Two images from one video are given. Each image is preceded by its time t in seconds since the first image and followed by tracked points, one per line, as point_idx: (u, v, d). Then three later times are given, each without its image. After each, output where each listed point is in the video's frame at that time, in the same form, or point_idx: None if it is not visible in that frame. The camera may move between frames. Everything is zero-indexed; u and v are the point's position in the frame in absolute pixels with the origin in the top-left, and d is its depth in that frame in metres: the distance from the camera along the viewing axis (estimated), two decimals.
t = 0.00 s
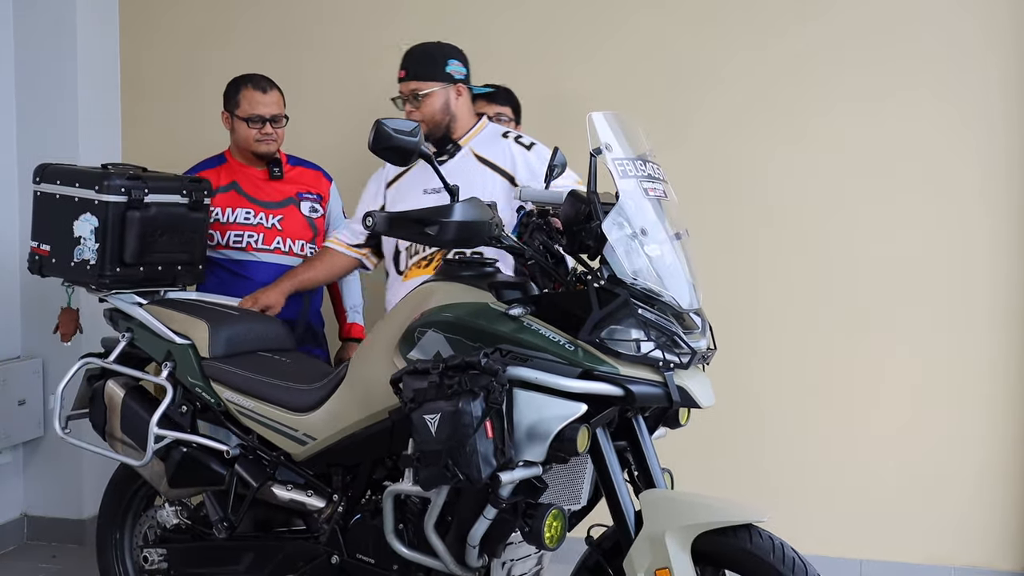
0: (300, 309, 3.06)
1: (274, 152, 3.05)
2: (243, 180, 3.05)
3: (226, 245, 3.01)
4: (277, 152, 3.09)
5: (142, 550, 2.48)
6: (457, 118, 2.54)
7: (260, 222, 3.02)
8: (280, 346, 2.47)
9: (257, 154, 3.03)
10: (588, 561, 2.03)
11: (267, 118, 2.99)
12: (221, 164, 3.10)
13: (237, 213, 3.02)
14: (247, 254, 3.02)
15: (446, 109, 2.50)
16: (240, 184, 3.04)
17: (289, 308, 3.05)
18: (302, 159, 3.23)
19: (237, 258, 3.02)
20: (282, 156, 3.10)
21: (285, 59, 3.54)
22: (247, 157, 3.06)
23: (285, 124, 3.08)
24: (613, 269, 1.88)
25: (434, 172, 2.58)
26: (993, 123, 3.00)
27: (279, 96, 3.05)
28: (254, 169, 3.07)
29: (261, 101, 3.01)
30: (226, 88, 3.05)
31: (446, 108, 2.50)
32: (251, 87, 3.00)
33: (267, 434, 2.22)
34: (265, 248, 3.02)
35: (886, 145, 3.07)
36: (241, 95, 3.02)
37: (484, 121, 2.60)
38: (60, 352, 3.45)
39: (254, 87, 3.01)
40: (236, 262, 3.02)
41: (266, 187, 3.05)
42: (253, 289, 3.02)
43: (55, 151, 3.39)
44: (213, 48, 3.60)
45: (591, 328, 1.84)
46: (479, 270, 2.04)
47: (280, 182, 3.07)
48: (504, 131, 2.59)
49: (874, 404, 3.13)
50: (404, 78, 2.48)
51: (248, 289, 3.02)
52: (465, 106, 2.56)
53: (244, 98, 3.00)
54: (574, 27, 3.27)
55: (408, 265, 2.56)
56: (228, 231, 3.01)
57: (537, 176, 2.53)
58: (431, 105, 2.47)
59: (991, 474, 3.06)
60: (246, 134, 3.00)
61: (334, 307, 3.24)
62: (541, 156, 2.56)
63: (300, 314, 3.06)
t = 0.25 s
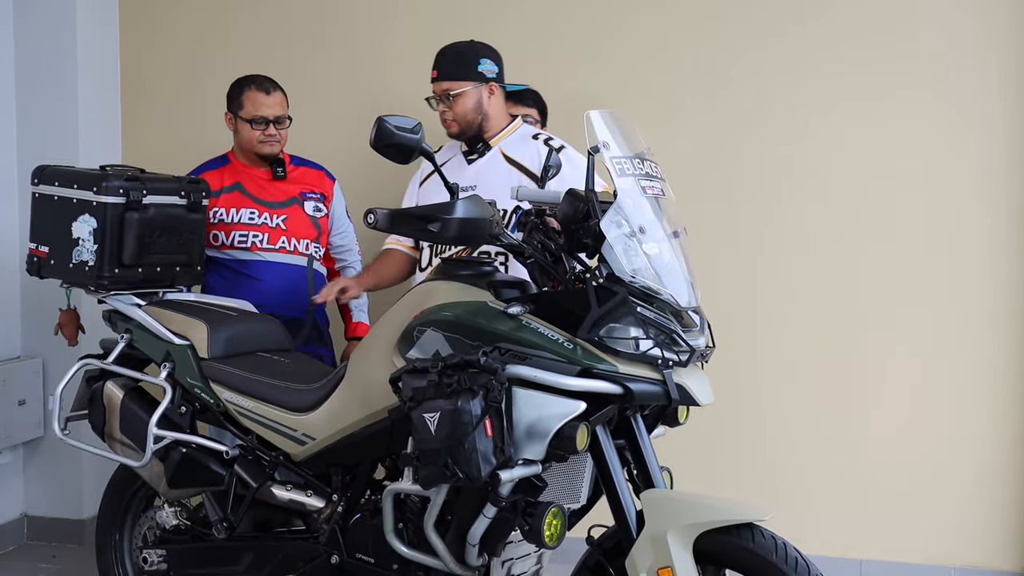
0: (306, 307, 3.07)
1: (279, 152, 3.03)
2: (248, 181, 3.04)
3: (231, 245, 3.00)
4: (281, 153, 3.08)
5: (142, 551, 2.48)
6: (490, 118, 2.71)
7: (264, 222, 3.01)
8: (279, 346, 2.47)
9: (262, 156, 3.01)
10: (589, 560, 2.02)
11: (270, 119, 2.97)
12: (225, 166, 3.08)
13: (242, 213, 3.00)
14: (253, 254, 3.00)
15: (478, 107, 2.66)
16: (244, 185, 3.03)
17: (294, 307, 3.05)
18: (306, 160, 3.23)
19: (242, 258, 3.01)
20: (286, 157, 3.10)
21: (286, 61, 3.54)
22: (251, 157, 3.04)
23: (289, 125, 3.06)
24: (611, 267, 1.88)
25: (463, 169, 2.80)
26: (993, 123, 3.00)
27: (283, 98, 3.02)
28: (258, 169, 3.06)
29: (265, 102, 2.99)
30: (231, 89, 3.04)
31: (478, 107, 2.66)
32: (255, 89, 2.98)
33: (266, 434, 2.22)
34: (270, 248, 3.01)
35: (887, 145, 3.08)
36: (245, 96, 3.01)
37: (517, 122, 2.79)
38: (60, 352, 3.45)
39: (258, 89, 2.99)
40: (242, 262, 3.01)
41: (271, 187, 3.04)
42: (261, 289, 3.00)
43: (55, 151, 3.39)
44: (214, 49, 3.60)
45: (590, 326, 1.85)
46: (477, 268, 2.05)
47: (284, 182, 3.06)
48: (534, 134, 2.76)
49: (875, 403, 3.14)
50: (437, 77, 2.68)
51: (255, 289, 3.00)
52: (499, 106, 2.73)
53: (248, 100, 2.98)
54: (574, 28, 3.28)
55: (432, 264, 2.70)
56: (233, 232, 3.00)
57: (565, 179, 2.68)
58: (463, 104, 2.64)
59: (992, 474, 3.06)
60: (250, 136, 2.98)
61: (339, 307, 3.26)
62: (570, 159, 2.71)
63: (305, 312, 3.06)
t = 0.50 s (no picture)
0: (311, 307, 3.06)
1: (283, 150, 3.02)
2: (252, 181, 3.03)
3: (235, 245, 3.00)
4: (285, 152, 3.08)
5: (142, 550, 2.48)
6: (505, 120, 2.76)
7: (269, 222, 3.00)
8: (280, 346, 2.47)
9: (266, 154, 3.01)
10: (589, 560, 2.02)
11: (274, 116, 2.97)
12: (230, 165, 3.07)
13: (246, 213, 2.99)
14: (257, 254, 3.00)
15: (494, 110, 2.72)
16: (249, 185, 3.02)
17: (300, 307, 3.04)
18: (310, 161, 3.24)
19: (246, 258, 3.00)
20: (289, 157, 3.10)
21: (285, 60, 3.54)
22: (255, 156, 3.05)
23: (292, 123, 3.06)
24: (613, 268, 1.88)
25: (479, 171, 2.82)
26: (993, 123, 3.00)
27: (285, 95, 3.03)
28: (261, 169, 3.05)
29: (267, 100, 2.99)
30: (233, 89, 3.05)
31: (493, 110, 2.72)
32: (258, 87, 2.99)
33: (267, 434, 2.21)
34: (274, 248, 3.00)
35: (888, 145, 3.08)
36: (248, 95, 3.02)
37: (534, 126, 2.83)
38: (60, 352, 3.44)
39: (260, 87, 3.00)
40: (246, 262, 3.01)
41: (275, 187, 3.04)
42: (265, 290, 2.99)
43: (55, 151, 3.39)
44: (214, 48, 3.60)
45: (592, 327, 1.84)
46: (478, 269, 2.04)
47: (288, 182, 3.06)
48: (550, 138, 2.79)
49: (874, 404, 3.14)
50: (453, 81, 2.75)
51: (258, 289, 2.99)
52: (514, 109, 2.78)
53: (251, 98, 2.99)
54: (574, 27, 3.28)
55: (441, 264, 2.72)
56: (237, 231, 2.99)
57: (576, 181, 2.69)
58: (479, 107, 2.70)
59: (992, 474, 3.06)
60: (254, 133, 2.98)
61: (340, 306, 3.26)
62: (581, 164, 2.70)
63: (311, 311, 3.06)
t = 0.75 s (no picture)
0: (315, 307, 3.06)
1: (287, 149, 3.03)
2: (256, 181, 3.03)
3: (240, 245, 2.99)
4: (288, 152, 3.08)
5: (142, 550, 2.48)
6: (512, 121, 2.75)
7: (273, 222, 3.00)
8: (279, 346, 2.47)
9: (271, 152, 3.02)
10: (589, 560, 2.02)
11: (278, 114, 2.98)
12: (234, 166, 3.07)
13: (251, 213, 3.00)
14: (262, 254, 3.00)
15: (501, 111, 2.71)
16: (253, 185, 3.02)
17: (303, 307, 3.04)
18: (313, 161, 3.24)
19: (251, 259, 3.00)
20: (293, 157, 3.09)
21: (285, 60, 3.54)
22: (260, 155, 3.05)
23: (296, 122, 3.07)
24: (612, 267, 1.88)
25: (489, 173, 2.81)
26: (992, 124, 3.00)
27: (289, 94, 3.04)
28: (265, 169, 3.06)
29: (271, 98, 3.00)
30: (236, 88, 3.06)
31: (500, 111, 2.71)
32: (261, 85, 3.00)
33: (266, 434, 2.22)
34: (279, 248, 3.00)
35: (888, 145, 3.08)
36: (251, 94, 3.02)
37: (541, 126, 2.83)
38: (60, 352, 3.45)
39: (264, 86, 3.01)
40: (250, 262, 3.00)
41: (279, 188, 3.04)
42: (268, 290, 3.00)
43: (56, 152, 3.39)
44: (214, 48, 3.60)
45: (591, 327, 1.84)
46: (478, 269, 2.05)
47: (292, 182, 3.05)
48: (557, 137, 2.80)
49: (874, 404, 3.14)
50: (460, 83, 2.73)
51: (262, 289, 2.99)
52: (520, 109, 2.78)
53: (255, 97, 3.00)
54: (574, 27, 3.28)
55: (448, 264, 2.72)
56: (242, 231, 2.99)
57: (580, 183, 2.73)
58: (486, 108, 2.69)
59: (992, 474, 3.06)
60: (258, 131, 2.98)
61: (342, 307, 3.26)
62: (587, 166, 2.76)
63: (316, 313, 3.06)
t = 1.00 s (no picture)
0: (317, 307, 3.06)
1: (289, 149, 3.03)
2: (258, 181, 3.03)
3: (243, 245, 2.99)
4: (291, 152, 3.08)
5: (142, 551, 2.48)
6: (509, 122, 2.74)
7: (276, 222, 3.00)
8: (279, 346, 2.47)
9: (273, 152, 3.02)
10: (590, 560, 2.02)
11: (280, 114, 2.98)
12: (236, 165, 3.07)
13: (253, 213, 2.99)
14: (266, 254, 3.00)
15: (498, 113, 2.70)
16: (255, 185, 3.02)
17: (305, 307, 3.04)
18: (314, 161, 3.23)
19: (253, 259, 3.00)
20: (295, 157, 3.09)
21: (285, 60, 3.54)
22: (262, 156, 3.05)
23: (299, 122, 3.07)
24: (612, 268, 1.88)
25: (489, 176, 2.80)
26: (991, 124, 3.00)
27: (291, 94, 3.04)
28: (268, 169, 3.05)
29: (274, 98, 3.01)
30: (239, 88, 3.05)
31: (497, 113, 2.70)
32: (264, 85, 3.00)
33: (266, 434, 2.21)
34: (282, 248, 3.00)
35: (887, 145, 3.08)
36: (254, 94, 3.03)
37: (537, 125, 2.82)
38: (59, 352, 3.44)
39: (267, 86, 3.01)
40: (253, 262, 3.00)
41: (281, 188, 3.03)
42: (271, 290, 2.99)
43: (56, 152, 3.39)
44: (214, 48, 3.60)
45: (591, 327, 1.84)
46: (478, 269, 2.04)
47: (294, 182, 3.05)
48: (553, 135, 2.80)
49: (874, 403, 3.14)
50: (456, 87, 2.68)
51: (264, 289, 2.99)
52: (517, 110, 2.76)
53: (258, 97, 3.00)
54: (574, 27, 3.28)
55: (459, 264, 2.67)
56: (245, 232, 2.99)
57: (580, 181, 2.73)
58: (483, 111, 2.67)
59: (991, 474, 3.06)
60: (261, 132, 2.99)
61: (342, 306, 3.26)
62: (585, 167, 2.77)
63: (318, 313, 3.06)
